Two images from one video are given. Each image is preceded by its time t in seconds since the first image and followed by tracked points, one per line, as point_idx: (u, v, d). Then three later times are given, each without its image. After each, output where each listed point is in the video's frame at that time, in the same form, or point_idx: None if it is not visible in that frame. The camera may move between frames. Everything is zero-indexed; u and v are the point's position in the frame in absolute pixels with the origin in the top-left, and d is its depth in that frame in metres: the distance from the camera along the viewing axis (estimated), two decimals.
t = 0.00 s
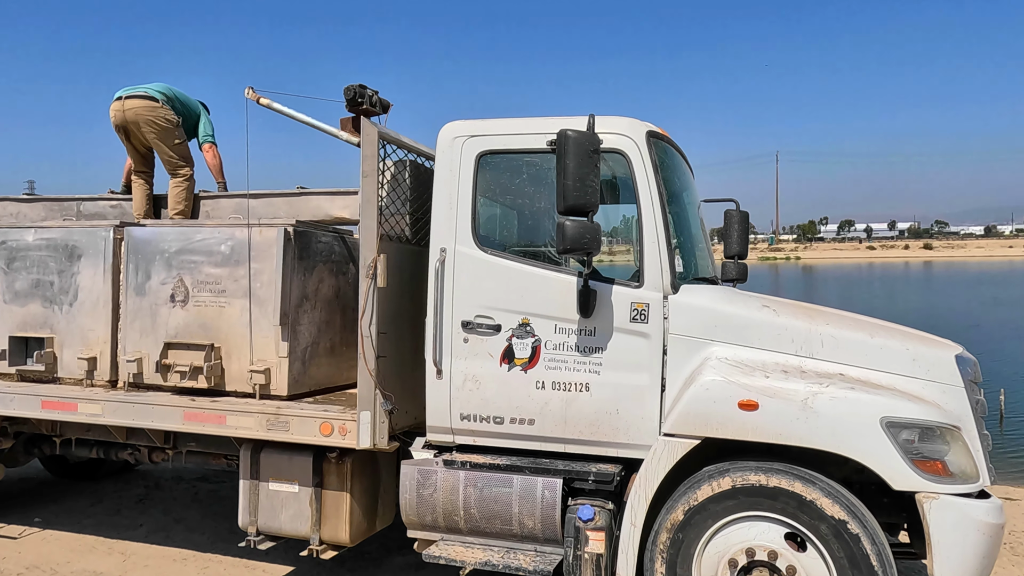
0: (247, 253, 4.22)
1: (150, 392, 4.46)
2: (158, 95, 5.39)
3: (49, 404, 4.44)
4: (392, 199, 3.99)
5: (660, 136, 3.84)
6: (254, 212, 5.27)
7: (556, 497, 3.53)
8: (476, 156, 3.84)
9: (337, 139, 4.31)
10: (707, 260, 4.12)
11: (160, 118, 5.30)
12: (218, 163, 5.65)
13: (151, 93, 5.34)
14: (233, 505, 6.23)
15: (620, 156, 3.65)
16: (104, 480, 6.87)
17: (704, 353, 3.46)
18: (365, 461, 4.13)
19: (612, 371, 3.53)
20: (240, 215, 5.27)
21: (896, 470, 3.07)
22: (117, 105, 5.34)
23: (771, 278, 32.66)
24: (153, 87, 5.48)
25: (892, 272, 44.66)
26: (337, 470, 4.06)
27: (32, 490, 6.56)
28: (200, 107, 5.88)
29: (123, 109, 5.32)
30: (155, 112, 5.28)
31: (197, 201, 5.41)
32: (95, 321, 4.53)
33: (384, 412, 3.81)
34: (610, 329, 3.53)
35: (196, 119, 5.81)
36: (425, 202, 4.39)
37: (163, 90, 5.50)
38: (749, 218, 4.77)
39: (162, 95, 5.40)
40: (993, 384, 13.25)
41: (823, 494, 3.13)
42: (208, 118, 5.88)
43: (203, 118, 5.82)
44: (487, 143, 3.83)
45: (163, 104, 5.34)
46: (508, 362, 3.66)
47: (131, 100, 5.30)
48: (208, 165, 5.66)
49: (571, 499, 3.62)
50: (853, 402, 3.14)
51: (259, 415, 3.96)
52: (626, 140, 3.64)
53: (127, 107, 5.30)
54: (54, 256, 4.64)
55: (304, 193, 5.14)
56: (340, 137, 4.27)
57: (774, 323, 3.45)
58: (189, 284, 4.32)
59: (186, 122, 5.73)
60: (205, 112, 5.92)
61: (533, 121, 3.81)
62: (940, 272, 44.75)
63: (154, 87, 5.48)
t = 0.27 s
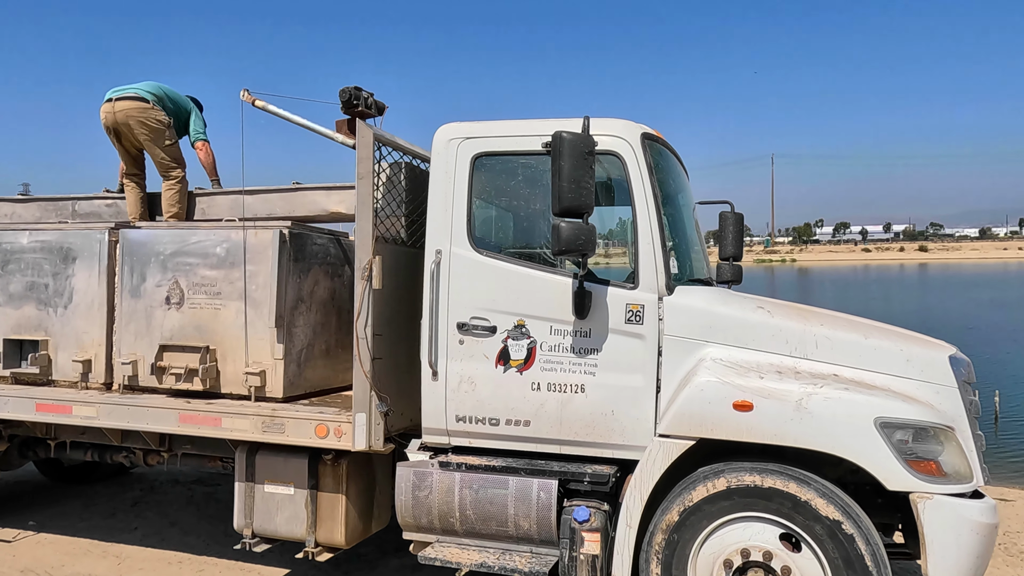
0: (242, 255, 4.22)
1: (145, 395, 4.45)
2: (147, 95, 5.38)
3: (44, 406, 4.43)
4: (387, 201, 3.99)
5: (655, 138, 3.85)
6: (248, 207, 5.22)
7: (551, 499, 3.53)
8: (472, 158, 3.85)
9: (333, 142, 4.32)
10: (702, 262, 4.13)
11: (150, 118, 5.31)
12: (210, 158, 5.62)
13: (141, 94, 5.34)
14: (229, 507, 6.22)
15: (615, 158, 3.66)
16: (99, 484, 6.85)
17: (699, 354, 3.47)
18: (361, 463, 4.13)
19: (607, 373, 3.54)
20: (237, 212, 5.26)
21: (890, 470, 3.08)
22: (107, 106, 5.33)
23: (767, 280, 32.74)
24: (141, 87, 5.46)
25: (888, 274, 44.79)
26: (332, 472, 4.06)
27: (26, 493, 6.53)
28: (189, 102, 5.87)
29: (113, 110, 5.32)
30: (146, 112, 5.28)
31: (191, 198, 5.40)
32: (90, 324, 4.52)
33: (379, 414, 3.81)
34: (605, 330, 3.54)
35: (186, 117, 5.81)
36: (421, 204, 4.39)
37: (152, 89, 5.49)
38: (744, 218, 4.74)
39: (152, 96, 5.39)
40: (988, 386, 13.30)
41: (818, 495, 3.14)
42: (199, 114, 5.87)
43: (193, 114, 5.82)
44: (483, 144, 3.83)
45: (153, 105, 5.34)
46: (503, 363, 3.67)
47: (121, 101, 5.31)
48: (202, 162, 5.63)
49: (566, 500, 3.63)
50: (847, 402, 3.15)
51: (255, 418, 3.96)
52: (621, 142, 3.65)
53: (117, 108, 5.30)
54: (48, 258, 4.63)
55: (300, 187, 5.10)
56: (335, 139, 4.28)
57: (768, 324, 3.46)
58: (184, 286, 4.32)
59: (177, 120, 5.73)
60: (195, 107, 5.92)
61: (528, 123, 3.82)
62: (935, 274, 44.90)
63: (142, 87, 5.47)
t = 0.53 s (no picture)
0: (237, 257, 4.22)
1: (139, 397, 4.44)
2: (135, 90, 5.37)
3: (37, 409, 4.42)
4: (381, 203, 4.00)
5: (648, 141, 3.86)
6: (244, 179, 5.11)
7: (545, 501, 3.54)
8: (466, 160, 3.85)
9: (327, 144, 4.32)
10: (696, 264, 4.14)
11: (142, 117, 5.31)
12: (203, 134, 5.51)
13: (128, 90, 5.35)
14: (224, 510, 6.21)
15: (609, 161, 3.67)
16: (93, 486, 6.83)
17: (692, 356, 3.48)
18: (355, 465, 4.13)
19: (601, 375, 3.54)
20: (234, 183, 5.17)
21: (882, 472, 3.09)
22: (101, 105, 5.36)
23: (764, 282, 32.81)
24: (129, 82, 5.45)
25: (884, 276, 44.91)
26: (326, 474, 4.06)
27: (20, 496, 6.51)
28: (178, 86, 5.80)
29: (107, 108, 5.35)
30: (139, 111, 5.31)
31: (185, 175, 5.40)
32: (84, 326, 4.51)
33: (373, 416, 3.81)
34: (599, 332, 3.55)
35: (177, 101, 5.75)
36: (415, 207, 4.40)
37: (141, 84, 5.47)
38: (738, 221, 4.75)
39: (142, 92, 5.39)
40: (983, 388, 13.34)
41: (810, 496, 3.15)
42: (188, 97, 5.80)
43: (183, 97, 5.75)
44: (477, 147, 3.84)
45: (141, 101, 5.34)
46: (497, 365, 3.67)
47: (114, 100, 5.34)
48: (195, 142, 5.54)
49: (560, 502, 3.63)
50: (839, 404, 3.16)
51: (249, 420, 3.96)
52: (614, 145, 3.66)
53: (110, 106, 5.34)
54: (42, 261, 4.63)
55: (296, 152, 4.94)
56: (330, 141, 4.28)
57: (761, 327, 3.47)
58: (178, 288, 4.31)
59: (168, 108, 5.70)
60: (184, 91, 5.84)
61: (522, 126, 3.83)
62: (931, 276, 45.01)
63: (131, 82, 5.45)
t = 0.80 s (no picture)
0: (233, 259, 4.22)
1: (135, 399, 4.44)
2: (136, 93, 5.27)
3: (33, 410, 4.40)
4: (378, 205, 4.00)
5: (645, 142, 3.87)
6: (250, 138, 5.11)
7: (542, 502, 3.53)
8: (463, 162, 3.85)
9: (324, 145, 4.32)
10: (692, 265, 4.15)
11: (143, 120, 5.23)
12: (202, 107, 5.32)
13: (129, 92, 5.25)
14: (221, 512, 6.20)
15: (606, 162, 3.67)
16: (90, 488, 6.82)
17: (689, 358, 3.48)
18: (352, 467, 4.13)
19: (598, 376, 3.54)
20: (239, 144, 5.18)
21: (878, 473, 3.09)
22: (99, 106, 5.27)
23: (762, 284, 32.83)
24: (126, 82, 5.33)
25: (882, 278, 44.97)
26: (323, 476, 4.05)
27: (16, 498, 6.50)
28: (169, 67, 5.62)
29: (106, 109, 5.24)
30: (138, 114, 5.20)
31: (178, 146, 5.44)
32: (80, 328, 4.50)
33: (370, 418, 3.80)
34: (596, 333, 3.55)
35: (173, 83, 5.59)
36: (412, 208, 4.40)
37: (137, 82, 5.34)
38: (736, 223, 4.76)
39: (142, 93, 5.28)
40: (981, 390, 13.36)
41: (807, 497, 3.15)
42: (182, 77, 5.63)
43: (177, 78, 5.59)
44: (473, 148, 3.84)
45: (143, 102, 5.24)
46: (494, 367, 3.67)
47: (114, 101, 5.23)
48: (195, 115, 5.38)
49: (557, 504, 3.63)
50: (836, 405, 3.16)
51: (245, 422, 3.95)
52: (611, 146, 3.66)
53: (110, 107, 5.23)
54: (38, 262, 4.62)
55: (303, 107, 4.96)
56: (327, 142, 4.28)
57: (758, 328, 3.47)
58: (175, 290, 4.31)
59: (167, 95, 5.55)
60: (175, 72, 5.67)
61: (519, 127, 3.83)
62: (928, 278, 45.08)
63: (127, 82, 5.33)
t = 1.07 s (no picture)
0: (233, 260, 4.21)
1: (135, 401, 4.43)
2: (138, 96, 5.20)
3: (33, 413, 4.40)
4: (378, 206, 4.00)
5: (645, 143, 3.87)
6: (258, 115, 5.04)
7: (542, 504, 3.53)
8: (463, 163, 3.85)
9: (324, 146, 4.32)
10: (693, 266, 4.15)
11: (145, 122, 5.21)
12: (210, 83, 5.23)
13: (133, 96, 5.19)
14: (221, 514, 6.19)
15: (606, 163, 3.67)
16: (90, 490, 6.81)
17: (689, 359, 3.48)
18: (352, 468, 4.12)
19: (598, 378, 3.54)
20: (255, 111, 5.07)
21: (879, 474, 3.09)
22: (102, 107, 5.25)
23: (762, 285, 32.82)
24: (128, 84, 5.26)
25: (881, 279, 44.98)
26: (323, 478, 4.04)
27: (16, 500, 6.49)
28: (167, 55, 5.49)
29: (108, 109, 5.22)
30: (141, 115, 5.17)
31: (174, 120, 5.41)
32: (80, 330, 4.49)
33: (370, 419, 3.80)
34: (596, 334, 3.54)
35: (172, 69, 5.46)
36: (412, 209, 4.39)
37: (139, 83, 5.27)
38: (735, 224, 4.76)
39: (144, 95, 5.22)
40: (981, 391, 13.35)
41: (808, 499, 3.15)
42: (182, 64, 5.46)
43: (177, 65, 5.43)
44: (473, 150, 3.84)
45: (146, 105, 5.20)
46: (494, 368, 3.66)
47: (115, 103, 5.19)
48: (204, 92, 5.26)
49: (557, 505, 3.62)
50: (837, 406, 3.16)
51: (245, 423, 3.94)
52: (611, 147, 3.66)
53: (112, 110, 5.20)
54: (38, 264, 4.61)
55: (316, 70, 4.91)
56: (327, 143, 4.28)
57: (758, 329, 3.47)
58: (175, 291, 4.31)
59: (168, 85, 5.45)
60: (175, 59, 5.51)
61: (519, 129, 3.83)
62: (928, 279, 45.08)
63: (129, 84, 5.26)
